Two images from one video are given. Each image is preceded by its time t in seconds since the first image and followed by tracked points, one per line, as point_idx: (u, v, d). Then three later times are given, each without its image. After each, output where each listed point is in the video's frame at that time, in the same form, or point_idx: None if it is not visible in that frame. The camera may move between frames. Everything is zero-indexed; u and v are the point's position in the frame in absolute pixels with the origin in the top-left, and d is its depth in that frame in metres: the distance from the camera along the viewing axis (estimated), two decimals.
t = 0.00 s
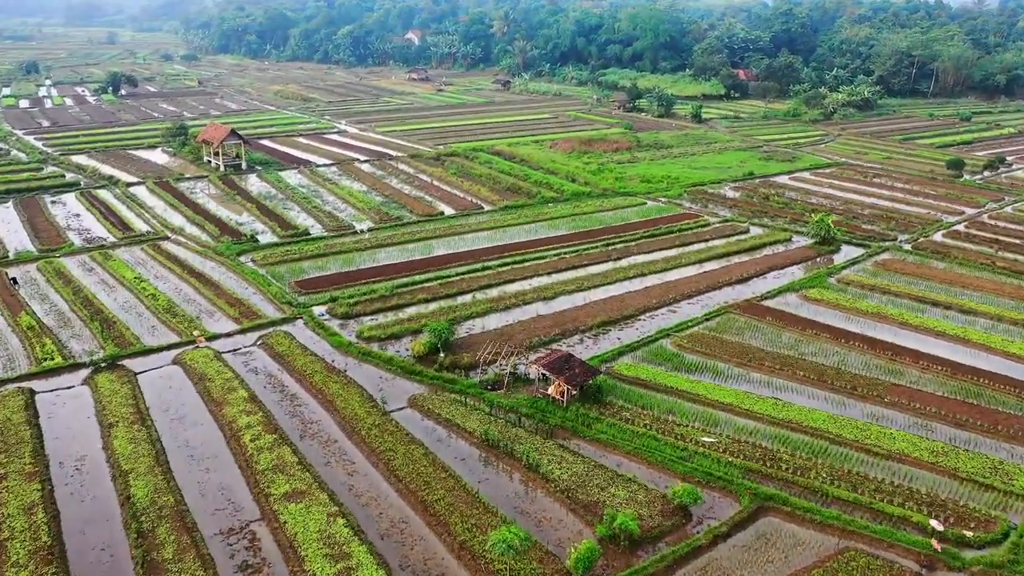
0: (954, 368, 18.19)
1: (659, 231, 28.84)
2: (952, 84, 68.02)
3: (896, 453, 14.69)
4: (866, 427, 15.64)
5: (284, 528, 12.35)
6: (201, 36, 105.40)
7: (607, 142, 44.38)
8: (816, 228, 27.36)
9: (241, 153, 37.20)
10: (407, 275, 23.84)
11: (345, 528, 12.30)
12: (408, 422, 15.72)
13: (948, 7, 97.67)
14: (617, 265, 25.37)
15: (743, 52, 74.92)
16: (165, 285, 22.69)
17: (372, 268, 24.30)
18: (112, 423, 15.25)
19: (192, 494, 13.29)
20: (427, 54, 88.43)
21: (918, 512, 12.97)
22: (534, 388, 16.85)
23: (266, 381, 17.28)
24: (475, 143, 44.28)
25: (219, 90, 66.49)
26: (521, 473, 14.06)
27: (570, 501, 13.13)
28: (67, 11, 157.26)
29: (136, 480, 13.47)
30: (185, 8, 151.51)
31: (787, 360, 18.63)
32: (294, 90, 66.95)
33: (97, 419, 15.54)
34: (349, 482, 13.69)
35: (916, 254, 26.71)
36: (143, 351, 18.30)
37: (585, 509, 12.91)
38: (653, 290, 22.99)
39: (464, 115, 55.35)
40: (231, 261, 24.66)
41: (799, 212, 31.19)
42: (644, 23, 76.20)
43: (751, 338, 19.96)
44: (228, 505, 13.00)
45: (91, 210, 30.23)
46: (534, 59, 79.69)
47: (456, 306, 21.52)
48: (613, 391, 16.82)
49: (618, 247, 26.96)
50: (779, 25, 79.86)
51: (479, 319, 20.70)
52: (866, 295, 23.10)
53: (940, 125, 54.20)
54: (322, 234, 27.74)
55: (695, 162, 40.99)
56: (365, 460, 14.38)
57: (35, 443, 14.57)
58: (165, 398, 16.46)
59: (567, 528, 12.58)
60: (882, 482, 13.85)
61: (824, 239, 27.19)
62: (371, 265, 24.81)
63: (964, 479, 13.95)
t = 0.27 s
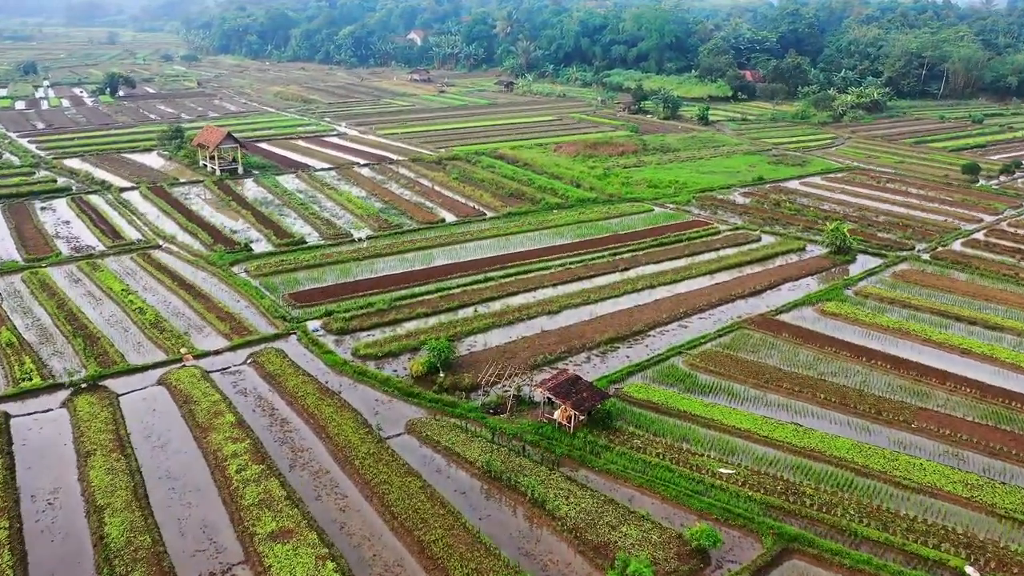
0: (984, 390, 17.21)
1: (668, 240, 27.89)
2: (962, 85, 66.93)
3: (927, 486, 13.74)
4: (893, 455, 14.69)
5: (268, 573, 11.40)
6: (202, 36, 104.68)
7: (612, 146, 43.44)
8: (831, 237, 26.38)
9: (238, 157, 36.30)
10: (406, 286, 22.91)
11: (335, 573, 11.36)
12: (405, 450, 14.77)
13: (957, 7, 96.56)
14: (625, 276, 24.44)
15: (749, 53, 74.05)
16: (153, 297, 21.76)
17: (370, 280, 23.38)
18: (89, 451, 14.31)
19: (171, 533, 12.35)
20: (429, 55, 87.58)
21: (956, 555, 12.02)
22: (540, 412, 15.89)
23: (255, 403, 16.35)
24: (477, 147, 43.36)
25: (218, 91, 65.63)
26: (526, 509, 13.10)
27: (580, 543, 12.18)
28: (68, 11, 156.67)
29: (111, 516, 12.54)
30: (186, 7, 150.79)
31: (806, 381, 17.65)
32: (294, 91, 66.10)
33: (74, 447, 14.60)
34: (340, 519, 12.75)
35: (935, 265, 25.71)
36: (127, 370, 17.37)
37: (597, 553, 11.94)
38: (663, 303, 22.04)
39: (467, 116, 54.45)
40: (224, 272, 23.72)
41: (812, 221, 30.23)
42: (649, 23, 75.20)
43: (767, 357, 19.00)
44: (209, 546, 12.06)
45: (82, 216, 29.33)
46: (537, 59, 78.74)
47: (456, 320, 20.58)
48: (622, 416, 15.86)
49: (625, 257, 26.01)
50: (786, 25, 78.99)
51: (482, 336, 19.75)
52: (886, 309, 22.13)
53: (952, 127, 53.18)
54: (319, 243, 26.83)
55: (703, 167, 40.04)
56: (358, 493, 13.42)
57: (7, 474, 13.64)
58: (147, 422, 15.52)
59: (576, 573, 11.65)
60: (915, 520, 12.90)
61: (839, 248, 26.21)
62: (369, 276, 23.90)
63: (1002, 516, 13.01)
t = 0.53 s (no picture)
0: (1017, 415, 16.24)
1: (677, 249, 26.93)
2: (974, 87, 65.80)
3: (964, 525, 12.78)
4: (926, 489, 13.70)
5: None
6: (203, 36, 103.91)
7: (618, 149, 42.49)
8: (848, 247, 25.40)
9: (234, 161, 35.37)
10: (405, 299, 21.97)
11: None
12: (401, 482, 13.80)
13: (966, 7, 95.34)
14: (633, 289, 23.48)
15: (756, 54, 73.09)
16: (141, 311, 20.82)
17: (367, 292, 22.43)
18: (63, 484, 13.38)
19: None
20: (432, 56, 86.72)
21: None
22: (545, 440, 14.93)
23: (243, 429, 15.40)
24: (480, 150, 42.44)
25: (218, 92, 64.78)
26: (531, 550, 12.15)
27: None
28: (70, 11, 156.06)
29: (83, 559, 11.61)
30: (189, 8, 150.16)
31: (828, 404, 16.66)
32: (295, 92, 65.25)
33: (47, 478, 13.67)
34: (330, 563, 11.78)
35: (956, 277, 24.72)
36: (108, 392, 16.45)
37: None
38: (674, 318, 21.08)
39: (470, 119, 53.56)
40: (215, 283, 22.79)
41: (827, 229, 29.28)
42: (654, 24, 74.18)
43: (786, 379, 18.02)
44: None
45: (72, 223, 28.43)
46: (542, 61, 77.03)
47: (458, 336, 19.62)
48: (633, 445, 14.89)
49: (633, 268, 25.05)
50: (793, 26, 78.03)
51: (484, 354, 18.80)
52: (908, 325, 21.14)
53: (964, 130, 52.12)
54: (316, 252, 25.91)
55: (711, 172, 39.07)
56: (350, 532, 12.45)
57: None
58: (128, 450, 14.58)
59: None
60: (953, 565, 11.95)
61: (855, 258, 25.25)
62: (368, 287, 22.97)
63: None
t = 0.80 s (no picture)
0: None
1: (689, 259, 25.94)
2: (987, 89, 64.62)
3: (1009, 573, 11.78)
4: (965, 530, 12.69)
5: None
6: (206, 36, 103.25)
7: (626, 154, 41.52)
8: (867, 258, 24.38)
9: (233, 166, 34.49)
10: (405, 314, 21.02)
11: None
12: (399, 519, 12.85)
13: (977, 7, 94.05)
14: (644, 303, 22.51)
15: (765, 55, 72.07)
16: (129, 326, 19.90)
17: (366, 305, 21.49)
18: (36, 521, 12.44)
19: None
20: (436, 57, 85.86)
21: None
22: (552, 471, 13.98)
23: (231, 457, 14.45)
24: (485, 154, 41.52)
25: (220, 93, 63.99)
26: None
27: None
28: (74, 11, 155.68)
29: None
30: (193, 8, 149.63)
31: (854, 432, 15.65)
32: (297, 94, 64.44)
33: (19, 513, 12.74)
34: None
35: (982, 290, 23.67)
36: (90, 416, 15.52)
37: None
38: (687, 335, 20.10)
39: (474, 121, 52.66)
40: (208, 296, 21.86)
41: (843, 239, 28.32)
42: (661, 24, 73.12)
43: (807, 403, 17.02)
44: None
45: (64, 230, 27.56)
46: (547, 61, 76.53)
47: (460, 354, 18.66)
48: (647, 477, 13.92)
49: (644, 280, 24.09)
50: (802, 26, 77.06)
51: (488, 375, 17.84)
52: (934, 342, 20.11)
53: (980, 133, 51.01)
54: (314, 262, 25.01)
55: (722, 177, 38.09)
56: None
57: None
58: (107, 481, 13.65)
59: None
60: None
61: (875, 270, 24.23)
62: (367, 300, 22.04)
63: None
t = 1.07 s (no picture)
0: None
1: (705, 271, 24.92)
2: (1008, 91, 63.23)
3: None
4: None
5: None
6: (214, 36, 102.80)
7: (639, 158, 40.51)
8: (893, 271, 23.30)
9: (235, 170, 33.68)
10: (410, 329, 20.10)
11: None
12: (399, 561, 11.89)
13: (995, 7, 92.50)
14: (659, 318, 21.50)
15: (779, 56, 70.90)
16: (121, 341, 19.03)
17: (369, 319, 20.58)
18: (7, 561, 11.54)
19: None
20: (445, 57, 85.00)
21: None
22: (563, 508, 13.00)
23: (221, 489, 13.53)
24: (494, 158, 40.60)
25: (226, 95, 63.32)
26: None
27: None
28: (83, 11, 155.73)
29: None
30: (202, 8, 149.42)
31: (888, 464, 14.60)
32: (305, 95, 63.70)
33: None
34: None
35: (1014, 305, 22.53)
36: (73, 441, 14.63)
37: None
38: (705, 354, 19.09)
39: (483, 124, 51.77)
40: (205, 309, 21.00)
41: (866, 250, 27.24)
42: (674, 24, 71.97)
43: (836, 431, 15.97)
44: None
45: (60, 237, 26.75)
46: (557, 62, 75.66)
47: (467, 374, 17.71)
48: (667, 516, 12.93)
49: (658, 294, 23.09)
50: (817, 27, 75.85)
51: (495, 397, 16.86)
52: (967, 363, 19.03)
53: (1002, 137, 49.73)
54: (316, 272, 24.12)
55: (737, 184, 37.05)
56: None
57: None
58: (87, 515, 12.76)
59: None
60: None
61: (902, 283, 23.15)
62: (370, 314, 21.13)
63: None
